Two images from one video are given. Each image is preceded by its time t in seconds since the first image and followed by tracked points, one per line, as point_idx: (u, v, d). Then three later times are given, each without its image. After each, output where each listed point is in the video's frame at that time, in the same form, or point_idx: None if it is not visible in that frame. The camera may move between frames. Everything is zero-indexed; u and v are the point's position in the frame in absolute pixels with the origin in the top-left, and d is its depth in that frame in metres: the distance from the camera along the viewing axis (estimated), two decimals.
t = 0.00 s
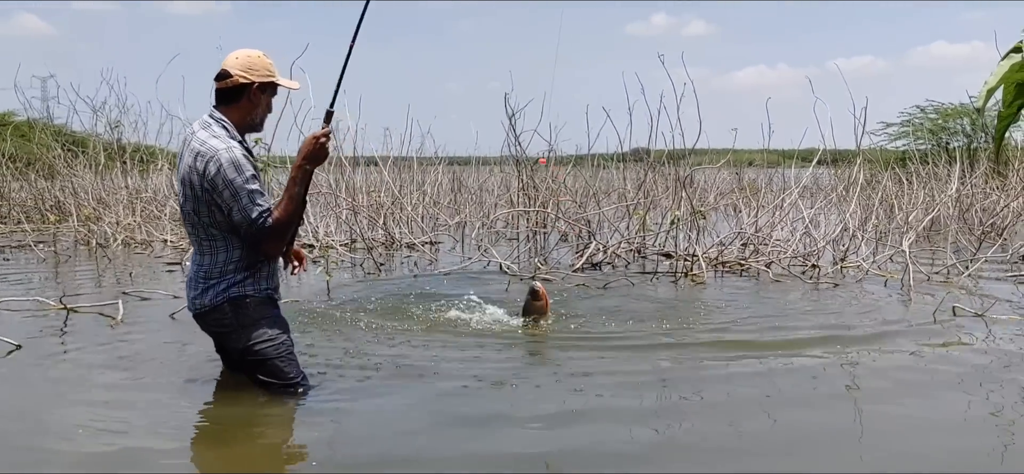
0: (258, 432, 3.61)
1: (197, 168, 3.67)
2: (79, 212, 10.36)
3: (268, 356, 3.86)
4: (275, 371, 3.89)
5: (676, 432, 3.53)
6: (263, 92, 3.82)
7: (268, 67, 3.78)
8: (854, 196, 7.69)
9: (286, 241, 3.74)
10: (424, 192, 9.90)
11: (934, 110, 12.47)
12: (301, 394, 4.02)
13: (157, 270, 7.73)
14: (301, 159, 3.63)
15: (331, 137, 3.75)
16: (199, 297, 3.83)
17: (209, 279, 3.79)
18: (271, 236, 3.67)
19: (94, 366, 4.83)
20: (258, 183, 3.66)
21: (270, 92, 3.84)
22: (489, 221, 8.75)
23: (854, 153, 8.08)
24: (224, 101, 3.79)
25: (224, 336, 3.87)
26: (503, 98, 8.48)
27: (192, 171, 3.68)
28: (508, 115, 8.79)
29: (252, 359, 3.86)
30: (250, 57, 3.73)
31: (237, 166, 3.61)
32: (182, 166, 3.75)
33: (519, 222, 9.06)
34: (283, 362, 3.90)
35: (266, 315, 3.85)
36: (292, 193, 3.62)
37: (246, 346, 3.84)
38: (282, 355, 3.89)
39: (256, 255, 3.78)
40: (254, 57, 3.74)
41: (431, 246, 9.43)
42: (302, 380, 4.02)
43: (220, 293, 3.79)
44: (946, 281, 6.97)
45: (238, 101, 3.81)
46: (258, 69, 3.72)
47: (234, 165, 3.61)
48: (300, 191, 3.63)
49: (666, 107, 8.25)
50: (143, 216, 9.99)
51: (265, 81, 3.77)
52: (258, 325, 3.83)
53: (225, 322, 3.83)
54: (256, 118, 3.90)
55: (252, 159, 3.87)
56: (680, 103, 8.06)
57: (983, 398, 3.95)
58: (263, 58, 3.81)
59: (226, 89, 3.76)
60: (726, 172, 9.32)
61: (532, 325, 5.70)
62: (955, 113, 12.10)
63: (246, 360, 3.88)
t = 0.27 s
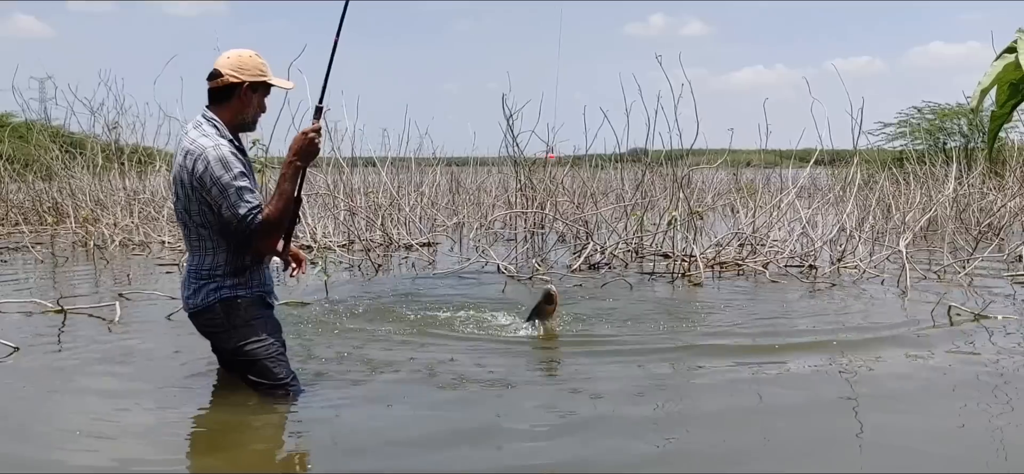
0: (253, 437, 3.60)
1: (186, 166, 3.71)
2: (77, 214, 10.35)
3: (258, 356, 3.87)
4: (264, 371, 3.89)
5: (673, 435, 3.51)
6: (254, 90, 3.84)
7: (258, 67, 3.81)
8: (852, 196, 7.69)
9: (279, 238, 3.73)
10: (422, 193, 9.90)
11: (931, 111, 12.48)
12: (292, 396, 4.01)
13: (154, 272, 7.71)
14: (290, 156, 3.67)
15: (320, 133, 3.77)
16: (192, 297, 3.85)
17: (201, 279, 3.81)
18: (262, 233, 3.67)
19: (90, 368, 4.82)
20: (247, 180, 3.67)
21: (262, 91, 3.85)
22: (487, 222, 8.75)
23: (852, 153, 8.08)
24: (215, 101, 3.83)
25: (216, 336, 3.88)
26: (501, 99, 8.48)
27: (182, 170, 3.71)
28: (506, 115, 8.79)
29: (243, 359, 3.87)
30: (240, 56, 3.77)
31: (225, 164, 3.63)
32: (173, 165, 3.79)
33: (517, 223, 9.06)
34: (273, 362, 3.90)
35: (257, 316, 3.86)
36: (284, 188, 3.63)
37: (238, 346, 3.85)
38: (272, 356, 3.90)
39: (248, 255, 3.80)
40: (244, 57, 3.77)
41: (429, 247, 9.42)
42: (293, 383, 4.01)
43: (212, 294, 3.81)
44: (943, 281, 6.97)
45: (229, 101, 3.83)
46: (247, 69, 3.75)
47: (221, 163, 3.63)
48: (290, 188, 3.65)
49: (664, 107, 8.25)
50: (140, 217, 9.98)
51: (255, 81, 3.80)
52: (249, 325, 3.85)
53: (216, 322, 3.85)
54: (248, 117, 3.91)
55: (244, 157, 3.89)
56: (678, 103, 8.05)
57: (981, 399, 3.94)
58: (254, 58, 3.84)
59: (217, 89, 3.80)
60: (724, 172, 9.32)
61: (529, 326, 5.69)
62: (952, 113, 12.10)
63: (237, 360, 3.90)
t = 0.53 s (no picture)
0: (248, 438, 3.62)
1: (177, 162, 3.79)
2: (75, 216, 10.35)
3: (248, 356, 3.95)
4: (254, 371, 3.96)
5: (669, 435, 3.53)
6: (247, 89, 3.88)
7: (252, 66, 3.86)
8: (849, 196, 7.70)
9: (270, 233, 3.78)
10: (420, 194, 9.91)
11: (929, 110, 12.50)
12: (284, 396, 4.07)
13: (153, 273, 7.73)
14: (285, 153, 3.72)
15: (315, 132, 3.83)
16: (186, 297, 3.97)
17: (194, 278, 3.91)
18: (252, 227, 3.72)
19: (89, 369, 4.84)
20: (236, 176, 3.73)
21: (256, 90, 3.89)
22: (485, 222, 8.77)
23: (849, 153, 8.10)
24: (210, 99, 3.89)
25: (209, 336, 3.99)
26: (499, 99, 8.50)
27: (173, 166, 3.80)
28: (504, 116, 8.80)
29: (234, 358, 3.97)
30: (234, 55, 3.82)
31: (214, 159, 3.71)
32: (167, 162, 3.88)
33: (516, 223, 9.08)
34: (263, 363, 3.97)
35: (248, 316, 3.96)
36: (277, 184, 3.68)
37: (229, 346, 3.95)
38: (262, 356, 3.97)
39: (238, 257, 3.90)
40: (238, 56, 3.82)
41: (428, 247, 9.44)
42: (283, 384, 4.06)
43: (204, 294, 3.92)
44: (940, 280, 6.99)
45: (223, 99, 3.89)
46: (240, 67, 3.80)
47: (211, 158, 3.71)
48: (284, 182, 3.69)
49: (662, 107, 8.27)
50: (139, 219, 9.99)
51: (249, 80, 3.84)
52: (240, 325, 3.95)
53: (209, 322, 3.95)
54: (243, 116, 3.96)
55: (236, 155, 3.96)
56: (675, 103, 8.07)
57: (975, 397, 3.96)
58: (250, 57, 3.88)
59: (211, 87, 3.86)
60: (722, 171, 9.34)
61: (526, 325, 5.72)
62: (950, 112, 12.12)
63: (228, 360, 3.99)
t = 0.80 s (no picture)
0: (247, 439, 3.60)
1: (176, 164, 3.79)
2: (74, 217, 10.33)
3: (240, 358, 4.02)
4: (246, 372, 4.04)
5: (670, 435, 3.52)
6: (247, 91, 3.88)
7: (252, 67, 3.86)
8: (849, 195, 7.70)
9: (269, 234, 3.78)
10: (420, 194, 9.91)
11: (927, 109, 12.51)
12: (277, 397, 4.13)
13: (153, 274, 7.72)
14: (280, 154, 3.77)
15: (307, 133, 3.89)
16: (182, 298, 4.01)
17: (189, 279, 3.94)
18: (252, 228, 3.72)
19: (90, 371, 4.84)
20: (234, 178, 3.74)
21: (256, 91, 3.89)
22: (485, 223, 8.77)
23: (849, 152, 8.10)
24: (210, 101, 3.90)
25: (203, 337, 4.05)
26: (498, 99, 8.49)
27: (173, 169, 3.80)
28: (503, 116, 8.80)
29: (226, 360, 4.04)
30: (235, 57, 3.83)
31: (213, 161, 3.71)
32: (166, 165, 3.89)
33: (515, 223, 9.08)
34: (255, 364, 4.04)
35: (241, 318, 3.99)
36: (275, 185, 3.73)
37: (222, 347, 4.01)
38: (253, 358, 4.04)
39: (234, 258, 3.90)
40: (238, 58, 3.83)
41: (427, 248, 9.44)
42: (276, 384, 4.12)
43: (200, 295, 3.96)
44: (940, 278, 6.99)
45: (223, 100, 3.89)
46: (240, 68, 3.80)
47: (210, 161, 3.71)
48: (281, 185, 3.74)
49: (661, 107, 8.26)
50: (138, 220, 9.97)
51: (249, 81, 3.84)
52: (234, 327, 4.00)
53: (204, 323, 4.00)
54: (242, 118, 3.96)
55: (236, 157, 3.96)
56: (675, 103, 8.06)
57: (977, 395, 3.95)
58: (250, 59, 3.89)
59: (211, 89, 3.86)
60: (722, 171, 9.34)
61: (527, 325, 5.72)
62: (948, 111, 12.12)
63: (222, 359, 4.06)
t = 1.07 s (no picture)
0: (253, 441, 3.61)
1: (180, 172, 3.82)
2: (76, 219, 10.35)
3: (240, 358, 4.04)
4: (247, 373, 4.05)
5: (670, 435, 3.53)
6: (249, 96, 3.91)
7: (254, 72, 3.89)
8: (850, 194, 7.71)
9: (272, 245, 3.82)
10: (421, 195, 9.92)
11: (927, 107, 12.51)
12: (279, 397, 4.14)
13: (156, 276, 7.74)
14: (284, 164, 3.79)
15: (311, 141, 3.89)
16: (184, 301, 4.06)
17: (189, 282, 3.99)
18: (255, 240, 3.76)
19: (95, 372, 4.86)
20: (239, 188, 3.77)
21: (258, 96, 3.91)
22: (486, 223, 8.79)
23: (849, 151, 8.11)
24: (213, 106, 3.93)
25: (204, 339, 4.09)
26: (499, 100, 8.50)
27: (176, 176, 3.83)
28: (504, 117, 8.82)
29: (227, 361, 4.06)
30: (237, 62, 3.86)
31: (218, 172, 3.74)
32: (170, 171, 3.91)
33: (517, 223, 9.09)
34: (256, 364, 4.06)
35: (241, 319, 4.04)
36: (279, 195, 3.76)
37: (223, 348, 4.04)
38: (254, 358, 4.06)
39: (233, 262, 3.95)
40: (241, 62, 3.86)
41: (429, 248, 9.46)
42: (277, 385, 4.13)
43: (200, 298, 4.01)
44: (941, 277, 7.00)
45: (226, 106, 3.92)
46: (242, 72, 3.83)
47: (214, 171, 3.74)
48: (285, 195, 3.78)
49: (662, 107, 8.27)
50: (140, 222, 9.99)
51: (251, 85, 3.87)
52: (235, 328, 4.03)
53: (205, 325, 4.05)
54: (245, 123, 3.98)
55: (239, 164, 3.99)
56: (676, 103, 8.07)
57: (977, 394, 3.96)
58: (253, 64, 3.92)
59: (214, 94, 3.89)
60: (722, 170, 9.34)
61: (529, 325, 5.74)
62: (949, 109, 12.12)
63: (224, 360, 4.08)
